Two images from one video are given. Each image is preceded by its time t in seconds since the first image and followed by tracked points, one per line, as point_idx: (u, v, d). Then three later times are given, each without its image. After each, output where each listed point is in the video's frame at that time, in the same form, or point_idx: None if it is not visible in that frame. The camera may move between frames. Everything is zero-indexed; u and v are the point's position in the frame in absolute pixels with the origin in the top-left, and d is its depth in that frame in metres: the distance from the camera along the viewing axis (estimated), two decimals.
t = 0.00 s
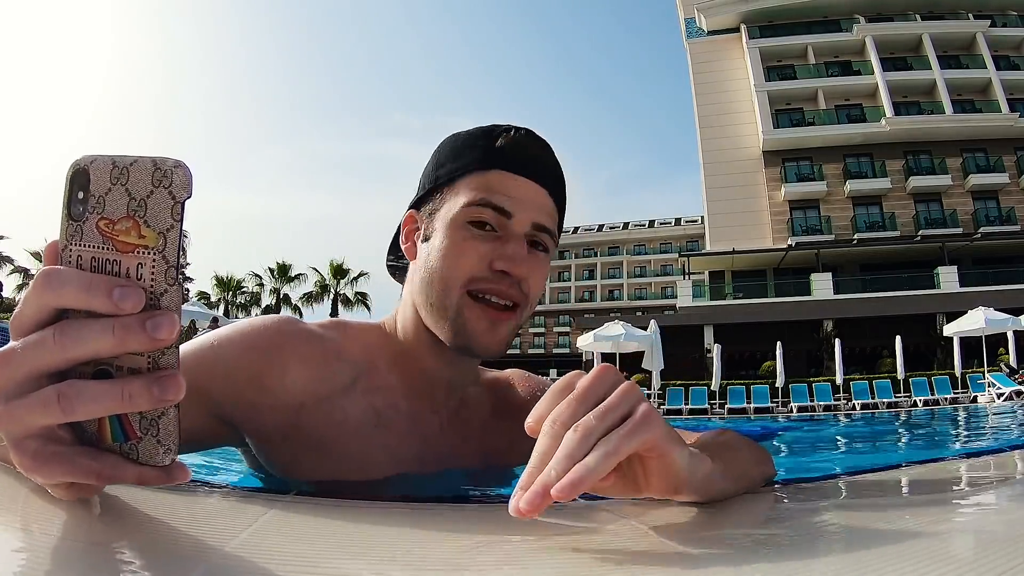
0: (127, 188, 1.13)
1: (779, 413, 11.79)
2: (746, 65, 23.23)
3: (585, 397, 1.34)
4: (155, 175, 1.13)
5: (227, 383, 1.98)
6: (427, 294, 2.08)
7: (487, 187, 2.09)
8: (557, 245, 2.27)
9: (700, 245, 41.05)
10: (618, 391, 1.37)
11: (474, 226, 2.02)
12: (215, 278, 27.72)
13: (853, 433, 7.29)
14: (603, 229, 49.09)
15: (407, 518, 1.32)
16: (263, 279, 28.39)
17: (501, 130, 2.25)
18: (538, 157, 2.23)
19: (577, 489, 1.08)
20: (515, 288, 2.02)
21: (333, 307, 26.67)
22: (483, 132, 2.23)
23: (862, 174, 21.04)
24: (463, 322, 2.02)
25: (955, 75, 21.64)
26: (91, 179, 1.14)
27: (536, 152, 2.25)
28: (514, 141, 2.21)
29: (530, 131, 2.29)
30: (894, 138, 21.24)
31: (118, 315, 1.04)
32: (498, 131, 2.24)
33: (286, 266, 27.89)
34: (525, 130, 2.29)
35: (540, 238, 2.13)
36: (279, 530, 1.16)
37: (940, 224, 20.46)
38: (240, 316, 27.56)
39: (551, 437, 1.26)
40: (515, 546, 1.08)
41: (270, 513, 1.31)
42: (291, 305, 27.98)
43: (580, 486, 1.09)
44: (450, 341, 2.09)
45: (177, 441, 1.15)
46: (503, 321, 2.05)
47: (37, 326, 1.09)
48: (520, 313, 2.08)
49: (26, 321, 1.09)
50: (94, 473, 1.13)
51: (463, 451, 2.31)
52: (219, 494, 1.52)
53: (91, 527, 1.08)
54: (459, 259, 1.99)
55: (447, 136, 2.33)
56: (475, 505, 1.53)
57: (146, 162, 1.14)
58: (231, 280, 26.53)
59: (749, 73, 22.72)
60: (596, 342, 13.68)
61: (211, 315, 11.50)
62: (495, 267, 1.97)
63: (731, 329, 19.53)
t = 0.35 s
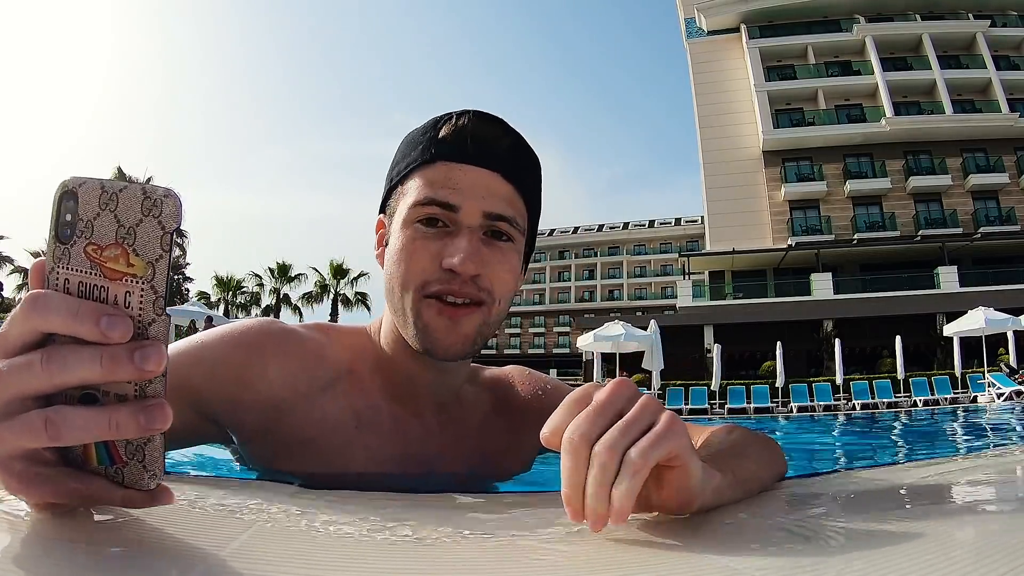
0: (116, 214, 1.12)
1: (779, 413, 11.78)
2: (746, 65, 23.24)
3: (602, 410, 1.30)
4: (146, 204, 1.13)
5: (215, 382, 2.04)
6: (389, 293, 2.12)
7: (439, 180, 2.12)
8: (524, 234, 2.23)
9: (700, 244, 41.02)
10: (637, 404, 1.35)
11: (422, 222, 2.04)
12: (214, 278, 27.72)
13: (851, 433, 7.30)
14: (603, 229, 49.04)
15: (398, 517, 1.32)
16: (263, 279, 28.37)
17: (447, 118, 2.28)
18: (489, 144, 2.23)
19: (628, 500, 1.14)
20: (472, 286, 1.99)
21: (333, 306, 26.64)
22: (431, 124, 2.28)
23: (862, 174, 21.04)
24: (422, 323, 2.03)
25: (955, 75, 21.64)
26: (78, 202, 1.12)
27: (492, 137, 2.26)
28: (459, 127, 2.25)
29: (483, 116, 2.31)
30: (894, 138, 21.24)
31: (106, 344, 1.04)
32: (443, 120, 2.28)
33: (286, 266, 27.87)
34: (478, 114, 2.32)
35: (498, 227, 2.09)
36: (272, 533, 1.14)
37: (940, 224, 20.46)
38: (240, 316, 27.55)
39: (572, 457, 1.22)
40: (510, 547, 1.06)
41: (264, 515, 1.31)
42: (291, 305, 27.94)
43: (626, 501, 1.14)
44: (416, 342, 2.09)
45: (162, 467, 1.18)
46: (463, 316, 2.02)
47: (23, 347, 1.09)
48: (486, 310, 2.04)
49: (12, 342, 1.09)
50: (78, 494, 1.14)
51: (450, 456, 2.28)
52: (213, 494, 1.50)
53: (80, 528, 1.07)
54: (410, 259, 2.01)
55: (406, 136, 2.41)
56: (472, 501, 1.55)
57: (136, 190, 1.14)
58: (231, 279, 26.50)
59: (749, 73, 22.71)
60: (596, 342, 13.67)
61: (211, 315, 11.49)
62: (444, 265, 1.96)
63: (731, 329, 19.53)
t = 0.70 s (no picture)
0: (98, 212, 1.09)
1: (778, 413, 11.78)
2: (746, 66, 23.24)
3: (607, 419, 1.28)
4: (128, 200, 1.11)
5: (215, 378, 2.08)
6: (385, 295, 2.12)
7: (435, 181, 2.12)
8: (521, 235, 2.22)
9: (700, 244, 41.02)
10: (641, 407, 1.34)
11: (418, 223, 2.06)
12: (215, 277, 27.78)
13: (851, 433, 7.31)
14: (603, 229, 49.07)
15: (391, 521, 1.29)
16: (263, 279, 28.41)
17: (445, 119, 2.28)
18: (485, 145, 2.23)
19: (663, 492, 1.21)
20: (467, 286, 1.99)
21: (333, 307, 26.67)
22: (430, 125, 2.29)
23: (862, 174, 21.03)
24: (417, 325, 2.03)
25: (955, 75, 21.64)
26: (60, 200, 1.10)
27: (489, 138, 2.26)
28: (457, 128, 2.26)
29: (481, 118, 2.31)
30: (894, 138, 21.25)
31: (94, 346, 1.05)
32: (441, 121, 2.28)
33: (286, 266, 27.89)
34: (475, 115, 2.32)
35: (492, 228, 2.10)
36: (265, 534, 1.10)
37: (940, 224, 20.45)
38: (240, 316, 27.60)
39: (588, 474, 1.23)
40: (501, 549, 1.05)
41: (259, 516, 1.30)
42: (291, 305, 27.97)
43: (661, 494, 1.22)
44: (410, 343, 2.09)
45: (157, 468, 1.18)
46: (457, 317, 2.02)
47: (13, 352, 1.10)
48: (482, 311, 2.04)
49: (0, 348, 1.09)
50: (74, 500, 1.14)
51: (440, 462, 2.23)
52: (205, 496, 1.48)
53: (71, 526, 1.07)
54: (404, 262, 2.02)
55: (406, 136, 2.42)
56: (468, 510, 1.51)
57: (116, 186, 1.11)
58: (231, 279, 26.52)
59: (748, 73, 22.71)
60: (596, 342, 13.67)
61: (211, 315, 11.49)
62: (438, 267, 1.97)
63: (731, 329, 19.53)
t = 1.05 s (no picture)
0: (153, 197, 1.18)
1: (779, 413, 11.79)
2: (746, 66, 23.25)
3: (577, 328, 1.57)
4: (181, 188, 1.20)
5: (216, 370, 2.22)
6: (370, 283, 2.25)
7: (411, 177, 2.27)
8: (492, 223, 2.35)
9: (700, 244, 41.01)
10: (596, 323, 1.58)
11: (397, 215, 2.20)
12: (214, 278, 27.80)
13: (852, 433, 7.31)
14: (603, 229, 49.04)
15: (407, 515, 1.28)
16: (263, 279, 28.41)
17: (418, 124, 2.44)
18: (454, 144, 2.37)
19: (631, 376, 1.49)
20: (445, 268, 2.11)
21: (333, 307, 26.67)
22: (403, 131, 2.44)
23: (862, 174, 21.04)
24: (400, 306, 2.15)
25: (955, 75, 21.64)
26: (114, 185, 1.17)
27: (458, 137, 2.39)
28: (427, 130, 2.41)
29: (450, 120, 2.46)
30: (894, 138, 21.26)
31: (142, 319, 1.08)
32: (414, 126, 2.44)
33: (286, 266, 27.88)
34: (444, 119, 2.47)
35: (465, 216, 2.23)
36: (283, 530, 1.10)
37: (940, 224, 20.46)
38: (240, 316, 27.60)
39: (560, 363, 1.52)
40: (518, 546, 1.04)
41: (268, 511, 1.30)
42: (291, 305, 27.96)
43: (628, 378, 1.50)
44: (395, 324, 2.21)
45: (190, 439, 1.18)
46: (437, 298, 2.14)
47: (54, 325, 1.10)
48: (459, 292, 2.16)
49: (42, 319, 1.09)
50: (106, 470, 1.13)
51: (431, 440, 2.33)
52: (212, 497, 1.46)
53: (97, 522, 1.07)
54: (387, 251, 2.15)
55: (383, 143, 2.59)
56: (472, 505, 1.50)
57: (172, 174, 1.20)
58: (231, 280, 26.49)
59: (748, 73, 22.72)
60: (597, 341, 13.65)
61: (211, 315, 11.49)
62: (416, 252, 2.09)
63: (732, 329, 19.53)
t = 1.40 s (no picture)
0: (86, 202, 1.13)
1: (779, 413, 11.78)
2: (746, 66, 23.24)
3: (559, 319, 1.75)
4: (115, 190, 1.14)
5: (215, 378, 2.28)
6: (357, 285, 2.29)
7: (391, 185, 2.30)
8: (468, 225, 2.37)
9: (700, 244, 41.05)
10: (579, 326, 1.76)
11: (379, 219, 2.23)
12: (215, 278, 27.81)
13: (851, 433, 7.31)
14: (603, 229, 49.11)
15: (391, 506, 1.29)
16: (263, 279, 28.43)
17: (398, 136, 2.46)
18: (432, 153, 2.39)
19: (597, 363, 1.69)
20: (423, 266, 2.15)
21: (333, 307, 26.70)
22: (384, 143, 2.47)
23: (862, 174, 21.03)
24: (383, 302, 2.19)
25: (955, 75, 21.64)
26: (52, 191, 1.14)
27: (436, 147, 2.41)
28: (406, 141, 2.43)
29: (427, 131, 2.49)
30: (894, 138, 21.25)
31: (77, 335, 1.06)
32: (394, 138, 2.46)
33: (286, 266, 27.91)
34: (422, 130, 2.50)
35: (443, 219, 2.26)
36: (259, 521, 1.12)
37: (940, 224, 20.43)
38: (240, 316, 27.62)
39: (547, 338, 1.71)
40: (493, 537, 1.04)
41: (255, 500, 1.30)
42: (291, 305, 27.99)
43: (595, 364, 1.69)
44: (381, 320, 2.25)
45: (139, 461, 1.18)
46: (418, 293, 2.17)
47: None
48: (438, 288, 2.19)
49: None
50: (52, 491, 1.14)
51: (419, 431, 2.33)
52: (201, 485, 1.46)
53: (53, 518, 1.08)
54: (371, 252, 2.19)
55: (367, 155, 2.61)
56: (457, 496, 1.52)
57: (106, 176, 1.14)
58: (231, 279, 26.46)
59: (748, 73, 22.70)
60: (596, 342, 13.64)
61: (211, 315, 11.48)
62: (399, 251, 2.14)
63: (731, 329, 19.54)
